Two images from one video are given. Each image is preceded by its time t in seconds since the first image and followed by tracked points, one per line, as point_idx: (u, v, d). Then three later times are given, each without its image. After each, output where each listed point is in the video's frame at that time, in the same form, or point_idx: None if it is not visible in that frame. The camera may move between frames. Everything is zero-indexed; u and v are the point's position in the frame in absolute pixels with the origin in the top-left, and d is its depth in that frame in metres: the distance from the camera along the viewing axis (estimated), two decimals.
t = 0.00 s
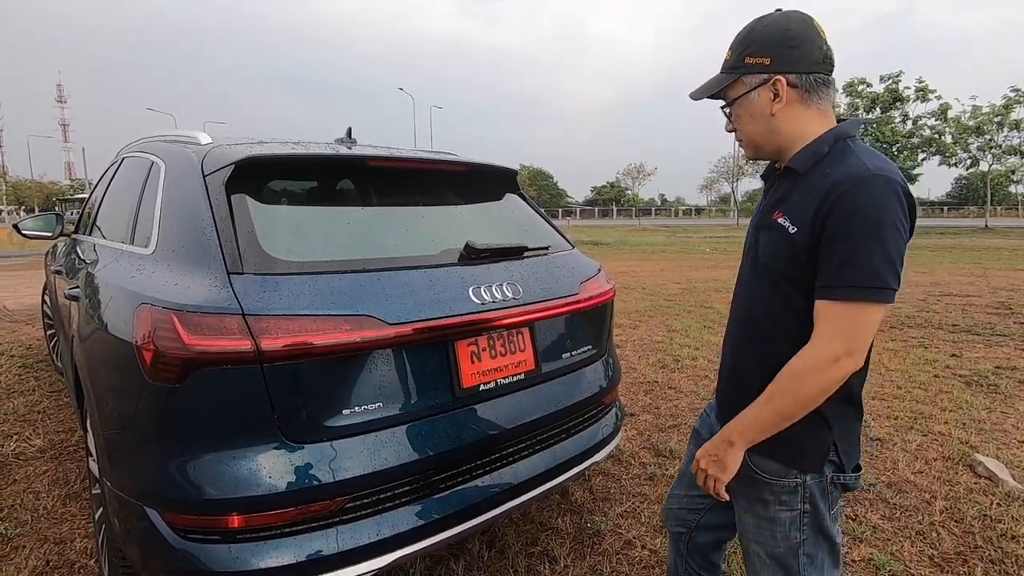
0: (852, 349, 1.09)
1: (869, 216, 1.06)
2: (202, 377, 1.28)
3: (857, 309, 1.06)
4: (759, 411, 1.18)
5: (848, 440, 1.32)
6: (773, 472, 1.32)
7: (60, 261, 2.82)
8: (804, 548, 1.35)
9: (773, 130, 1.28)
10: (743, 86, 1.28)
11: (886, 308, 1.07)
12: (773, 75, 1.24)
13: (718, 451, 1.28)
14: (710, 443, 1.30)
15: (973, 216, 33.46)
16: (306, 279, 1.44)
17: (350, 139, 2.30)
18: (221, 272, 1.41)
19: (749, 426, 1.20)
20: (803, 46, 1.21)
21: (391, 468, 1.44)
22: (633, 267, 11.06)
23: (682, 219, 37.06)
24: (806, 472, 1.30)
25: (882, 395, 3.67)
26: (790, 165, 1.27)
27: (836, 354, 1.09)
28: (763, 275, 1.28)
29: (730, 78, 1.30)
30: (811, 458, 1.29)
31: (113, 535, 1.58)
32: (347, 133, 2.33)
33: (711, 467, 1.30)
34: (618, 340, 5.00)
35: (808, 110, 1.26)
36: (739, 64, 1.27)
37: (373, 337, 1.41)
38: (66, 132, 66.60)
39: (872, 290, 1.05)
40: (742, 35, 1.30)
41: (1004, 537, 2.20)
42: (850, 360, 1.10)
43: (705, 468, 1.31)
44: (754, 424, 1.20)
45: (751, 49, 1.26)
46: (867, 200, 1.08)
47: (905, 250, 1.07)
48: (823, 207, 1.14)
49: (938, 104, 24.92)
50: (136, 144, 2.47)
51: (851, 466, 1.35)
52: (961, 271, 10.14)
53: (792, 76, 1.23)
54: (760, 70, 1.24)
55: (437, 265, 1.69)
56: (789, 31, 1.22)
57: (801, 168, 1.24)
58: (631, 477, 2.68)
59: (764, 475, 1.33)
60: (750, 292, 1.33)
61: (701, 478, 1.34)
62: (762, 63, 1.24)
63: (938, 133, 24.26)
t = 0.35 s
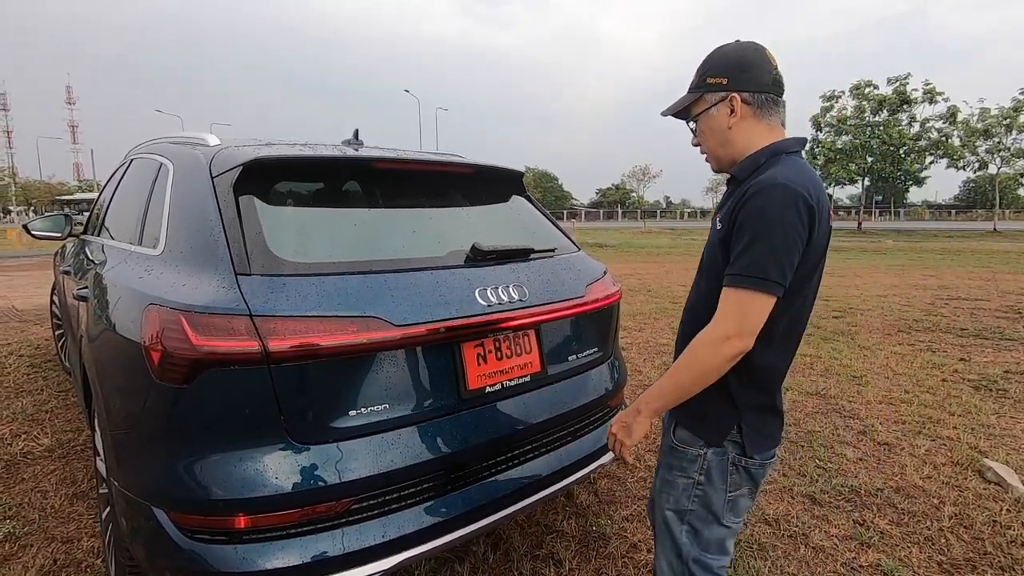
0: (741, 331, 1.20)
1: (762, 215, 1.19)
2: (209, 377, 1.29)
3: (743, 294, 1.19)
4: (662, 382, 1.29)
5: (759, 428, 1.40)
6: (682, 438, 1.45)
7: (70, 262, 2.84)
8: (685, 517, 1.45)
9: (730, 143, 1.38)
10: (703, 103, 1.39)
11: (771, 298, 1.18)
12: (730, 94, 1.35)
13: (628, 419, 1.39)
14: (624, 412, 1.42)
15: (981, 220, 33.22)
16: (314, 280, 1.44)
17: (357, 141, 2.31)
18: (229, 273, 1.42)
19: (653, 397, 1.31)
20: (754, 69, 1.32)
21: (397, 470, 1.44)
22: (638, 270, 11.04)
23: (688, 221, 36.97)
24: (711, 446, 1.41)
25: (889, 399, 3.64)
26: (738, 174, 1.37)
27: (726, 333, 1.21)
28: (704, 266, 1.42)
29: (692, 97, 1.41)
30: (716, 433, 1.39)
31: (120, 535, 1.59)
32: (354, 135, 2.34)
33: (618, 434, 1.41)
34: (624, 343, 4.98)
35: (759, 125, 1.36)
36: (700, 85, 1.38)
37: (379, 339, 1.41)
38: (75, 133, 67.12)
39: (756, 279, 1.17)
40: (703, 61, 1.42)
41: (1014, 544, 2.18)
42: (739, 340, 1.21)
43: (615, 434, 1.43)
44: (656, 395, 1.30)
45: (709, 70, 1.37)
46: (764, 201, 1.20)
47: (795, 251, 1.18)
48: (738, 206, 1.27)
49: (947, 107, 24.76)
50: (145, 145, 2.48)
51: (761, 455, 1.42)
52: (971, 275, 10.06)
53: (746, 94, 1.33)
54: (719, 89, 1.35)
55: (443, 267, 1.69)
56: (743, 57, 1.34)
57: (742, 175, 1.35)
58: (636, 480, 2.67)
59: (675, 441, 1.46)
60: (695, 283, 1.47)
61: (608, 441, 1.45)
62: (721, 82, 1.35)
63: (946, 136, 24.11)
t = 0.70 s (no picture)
0: (752, 333, 1.20)
1: (749, 219, 1.20)
2: (211, 377, 1.29)
3: (744, 299, 1.19)
4: (703, 414, 1.26)
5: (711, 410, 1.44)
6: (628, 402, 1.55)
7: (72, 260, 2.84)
8: (601, 464, 1.51)
9: (725, 151, 1.38)
10: (700, 112, 1.39)
11: (772, 299, 1.18)
12: (727, 103, 1.35)
13: (685, 467, 1.33)
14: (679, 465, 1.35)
15: (984, 222, 33.16)
16: (316, 279, 1.44)
17: (359, 140, 2.30)
18: (231, 272, 1.41)
19: (702, 433, 1.27)
20: (749, 80, 1.33)
21: (399, 470, 1.44)
22: (640, 270, 11.03)
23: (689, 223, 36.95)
24: (650, 411, 1.49)
25: (890, 401, 3.64)
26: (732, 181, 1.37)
27: (739, 339, 1.20)
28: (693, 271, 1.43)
29: (689, 106, 1.41)
30: (662, 403, 1.47)
31: (121, 533, 1.59)
32: (357, 135, 2.34)
33: (681, 486, 1.34)
34: (625, 344, 4.98)
35: (754, 134, 1.36)
36: (697, 94, 1.39)
37: (381, 338, 1.41)
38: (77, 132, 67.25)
39: (752, 282, 1.17)
40: (698, 74, 1.43)
41: (1016, 547, 2.17)
42: (754, 341, 1.21)
43: (679, 490, 1.36)
44: (704, 429, 1.27)
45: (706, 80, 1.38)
46: (749, 205, 1.21)
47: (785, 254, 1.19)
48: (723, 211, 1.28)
49: (949, 109, 24.73)
50: (148, 144, 2.48)
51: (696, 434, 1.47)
52: (973, 277, 10.04)
53: (742, 104, 1.34)
54: (716, 99, 1.36)
55: (445, 267, 1.68)
56: (740, 68, 1.35)
57: (730, 181, 1.35)
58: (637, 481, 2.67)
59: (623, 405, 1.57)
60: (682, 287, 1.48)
61: (676, 502, 1.37)
62: (718, 92, 1.36)
63: (949, 138, 24.08)
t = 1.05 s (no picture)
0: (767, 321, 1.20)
1: (754, 205, 1.20)
2: (213, 375, 1.29)
3: (755, 286, 1.19)
4: (733, 410, 1.27)
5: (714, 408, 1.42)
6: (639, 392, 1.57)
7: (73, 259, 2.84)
8: (613, 442, 1.58)
9: (737, 141, 1.38)
10: (714, 103, 1.39)
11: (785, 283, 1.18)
12: (739, 93, 1.35)
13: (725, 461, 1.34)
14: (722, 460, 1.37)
15: (986, 220, 33.11)
16: (317, 278, 1.44)
17: (360, 139, 2.31)
18: (232, 270, 1.42)
19: (736, 429, 1.28)
20: (763, 69, 1.33)
21: (399, 468, 1.44)
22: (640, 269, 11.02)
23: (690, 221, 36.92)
24: (655, 403, 1.50)
25: (891, 399, 3.64)
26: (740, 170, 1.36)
27: (752, 329, 1.21)
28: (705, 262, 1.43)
29: (703, 97, 1.42)
30: (669, 399, 1.47)
31: (123, 531, 1.59)
32: (358, 134, 2.34)
33: (726, 479, 1.35)
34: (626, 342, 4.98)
35: (768, 124, 1.35)
36: (712, 85, 1.39)
37: (382, 337, 1.41)
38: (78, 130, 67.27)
39: (762, 267, 1.18)
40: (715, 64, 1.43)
41: (1016, 545, 2.17)
42: (773, 329, 1.20)
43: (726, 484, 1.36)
44: (737, 425, 1.27)
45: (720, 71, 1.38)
46: (753, 192, 1.21)
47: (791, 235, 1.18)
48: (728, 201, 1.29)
49: (951, 107, 24.67)
50: (148, 142, 2.48)
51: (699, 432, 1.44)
52: (975, 276, 10.01)
53: (754, 93, 1.34)
54: (728, 88, 1.36)
55: (446, 265, 1.68)
56: (754, 58, 1.34)
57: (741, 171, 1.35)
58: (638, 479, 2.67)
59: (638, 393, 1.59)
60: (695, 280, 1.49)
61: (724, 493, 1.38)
62: (730, 82, 1.35)
63: (950, 136, 24.03)
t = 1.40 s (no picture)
0: (758, 331, 1.21)
1: (786, 212, 1.20)
2: (210, 373, 1.29)
3: (764, 293, 1.19)
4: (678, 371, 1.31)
5: (812, 440, 1.38)
6: (733, 459, 1.47)
7: (70, 258, 2.83)
8: (738, 532, 1.45)
9: (779, 136, 1.39)
10: (755, 95, 1.40)
11: (794, 297, 1.18)
12: (781, 86, 1.35)
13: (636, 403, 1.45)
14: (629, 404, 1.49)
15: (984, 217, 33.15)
16: (315, 276, 1.45)
17: (357, 137, 2.31)
18: (230, 268, 1.42)
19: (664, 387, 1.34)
20: (810, 61, 1.31)
21: (396, 465, 1.44)
22: (638, 267, 11.03)
23: (689, 219, 36.92)
24: (761, 464, 1.41)
25: (888, 395, 3.65)
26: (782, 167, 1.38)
27: (740, 332, 1.23)
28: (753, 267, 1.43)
29: (744, 89, 1.42)
30: (771, 451, 1.39)
31: (121, 529, 1.59)
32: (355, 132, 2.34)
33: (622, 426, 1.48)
34: (624, 340, 4.99)
35: (812, 119, 1.35)
36: (753, 76, 1.39)
37: (379, 334, 1.41)
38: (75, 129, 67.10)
39: (778, 276, 1.18)
40: (760, 50, 1.41)
41: (1012, 540, 2.19)
42: (751, 342, 1.22)
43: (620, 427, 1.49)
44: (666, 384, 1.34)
45: (764, 61, 1.37)
46: (788, 197, 1.21)
47: (817, 248, 1.18)
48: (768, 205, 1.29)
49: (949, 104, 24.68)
50: (145, 141, 2.48)
51: (817, 474, 1.39)
52: (972, 273, 10.04)
53: (797, 87, 1.33)
54: (769, 81, 1.35)
55: (443, 263, 1.69)
56: (797, 48, 1.33)
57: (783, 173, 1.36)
58: (635, 476, 2.68)
59: (728, 462, 1.49)
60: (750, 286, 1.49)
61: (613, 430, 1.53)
62: (772, 75, 1.35)
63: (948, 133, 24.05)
